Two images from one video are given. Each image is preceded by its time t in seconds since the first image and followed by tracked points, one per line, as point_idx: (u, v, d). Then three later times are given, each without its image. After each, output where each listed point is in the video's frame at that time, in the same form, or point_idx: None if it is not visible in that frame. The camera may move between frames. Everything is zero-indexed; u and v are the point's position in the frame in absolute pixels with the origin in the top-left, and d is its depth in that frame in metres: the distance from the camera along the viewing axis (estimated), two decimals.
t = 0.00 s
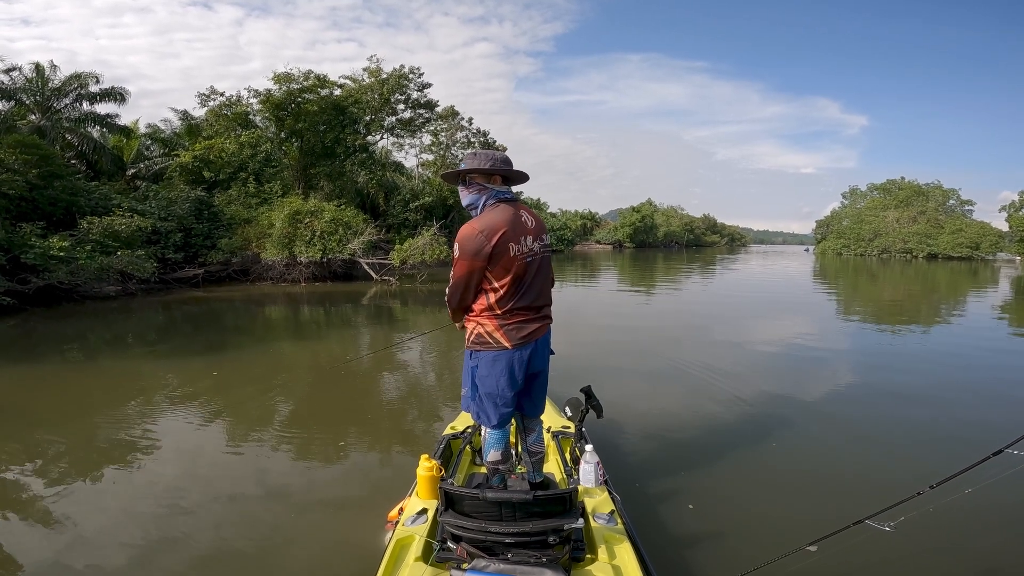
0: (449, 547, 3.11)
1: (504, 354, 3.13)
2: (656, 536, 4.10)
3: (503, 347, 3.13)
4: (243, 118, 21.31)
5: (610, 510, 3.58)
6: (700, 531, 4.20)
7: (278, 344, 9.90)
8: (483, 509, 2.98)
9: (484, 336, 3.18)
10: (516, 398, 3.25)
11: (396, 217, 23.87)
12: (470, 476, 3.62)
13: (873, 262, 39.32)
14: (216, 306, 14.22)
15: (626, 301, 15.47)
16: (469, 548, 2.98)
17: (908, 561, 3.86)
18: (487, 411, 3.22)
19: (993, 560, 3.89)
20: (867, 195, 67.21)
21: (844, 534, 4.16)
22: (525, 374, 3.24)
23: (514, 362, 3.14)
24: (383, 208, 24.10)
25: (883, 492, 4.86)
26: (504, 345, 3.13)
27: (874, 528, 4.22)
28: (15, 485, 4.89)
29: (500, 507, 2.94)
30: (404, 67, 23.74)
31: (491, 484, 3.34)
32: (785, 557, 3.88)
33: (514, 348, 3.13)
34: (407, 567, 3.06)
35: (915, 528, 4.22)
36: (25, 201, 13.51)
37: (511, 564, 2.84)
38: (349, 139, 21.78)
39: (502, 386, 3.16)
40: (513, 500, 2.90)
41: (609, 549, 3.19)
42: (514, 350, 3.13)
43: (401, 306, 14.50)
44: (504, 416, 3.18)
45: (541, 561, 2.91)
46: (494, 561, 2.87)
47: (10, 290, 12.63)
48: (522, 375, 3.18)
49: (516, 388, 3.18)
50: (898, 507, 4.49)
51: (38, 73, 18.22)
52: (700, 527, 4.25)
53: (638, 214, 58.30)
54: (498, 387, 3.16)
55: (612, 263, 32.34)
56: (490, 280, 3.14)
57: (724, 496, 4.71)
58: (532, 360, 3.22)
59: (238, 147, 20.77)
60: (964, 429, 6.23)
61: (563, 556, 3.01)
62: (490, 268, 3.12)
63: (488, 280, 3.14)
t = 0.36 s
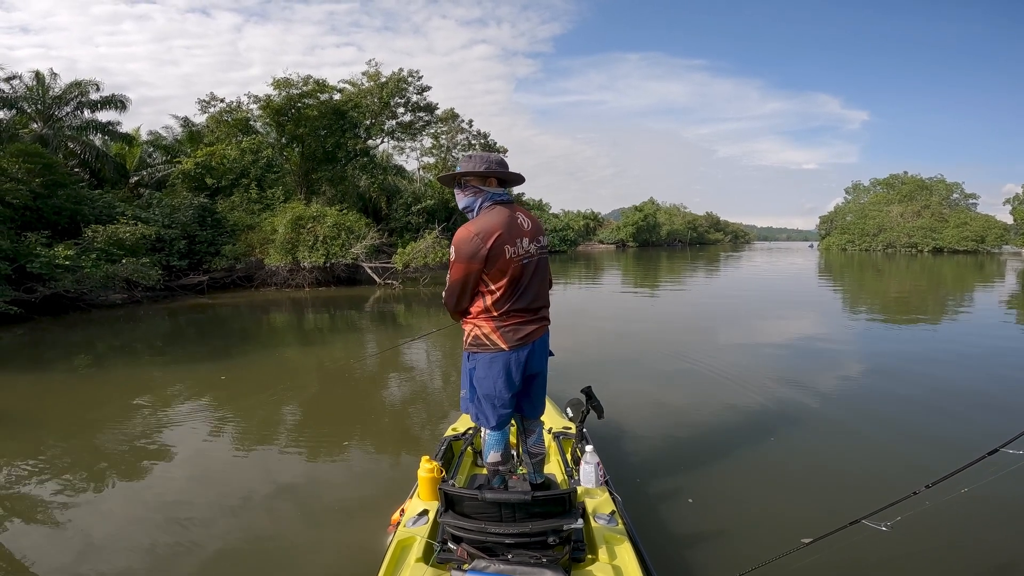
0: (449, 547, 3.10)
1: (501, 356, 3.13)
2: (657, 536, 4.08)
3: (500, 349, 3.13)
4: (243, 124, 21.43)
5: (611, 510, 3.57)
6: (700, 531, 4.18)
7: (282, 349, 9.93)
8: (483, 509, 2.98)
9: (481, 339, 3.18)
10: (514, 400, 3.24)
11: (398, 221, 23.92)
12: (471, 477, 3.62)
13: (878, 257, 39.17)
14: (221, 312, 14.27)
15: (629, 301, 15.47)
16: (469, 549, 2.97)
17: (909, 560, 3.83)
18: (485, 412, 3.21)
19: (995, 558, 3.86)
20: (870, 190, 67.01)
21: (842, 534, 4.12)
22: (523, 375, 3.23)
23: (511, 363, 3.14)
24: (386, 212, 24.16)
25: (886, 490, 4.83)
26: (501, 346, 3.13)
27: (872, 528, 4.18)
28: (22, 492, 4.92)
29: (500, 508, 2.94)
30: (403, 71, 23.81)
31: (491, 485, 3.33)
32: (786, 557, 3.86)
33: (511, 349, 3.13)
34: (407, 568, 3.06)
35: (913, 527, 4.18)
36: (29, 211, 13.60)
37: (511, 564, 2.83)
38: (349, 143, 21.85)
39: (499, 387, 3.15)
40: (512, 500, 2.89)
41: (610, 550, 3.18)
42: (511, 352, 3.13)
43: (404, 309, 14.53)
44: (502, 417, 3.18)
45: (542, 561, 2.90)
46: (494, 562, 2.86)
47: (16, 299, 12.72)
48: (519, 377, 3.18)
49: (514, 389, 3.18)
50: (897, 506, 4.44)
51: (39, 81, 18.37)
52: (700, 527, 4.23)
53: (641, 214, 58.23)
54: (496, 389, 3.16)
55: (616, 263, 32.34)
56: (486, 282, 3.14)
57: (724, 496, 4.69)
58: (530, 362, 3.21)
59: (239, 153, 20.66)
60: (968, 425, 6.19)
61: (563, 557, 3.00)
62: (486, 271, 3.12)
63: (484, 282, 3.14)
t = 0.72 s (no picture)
0: (449, 547, 3.10)
1: (501, 354, 3.14)
2: (656, 536, 4.09)
3: (500, 347, 3.14)
4: (243, 121, 21.41)
5: (610, 511, 3.58)
6: (700, 531, 4.19)
7: (280, 347, 9.92)
8: (483, 509, 2.98)
9: (482, 337, 3.19)
10: (514, 398, 3.25)
11: (398, 219, 23.91)
12: (470, 476, 3.62)
13: (878, 258, 39.22)
14: (220, 309, 14.26)
15: (628, 300, 15.48)
16: (469, 548, 2.97)
17: (911, 561, 3.83)
18: (485, 411, 3.21)
19: (997, 558, 3.87)
20: (869, 191, 67.09)
21: (846, 534, 4.14)
22: (523, 374, 3.23)
23: (511, 362, 3.14)
24: (385, 210, 24.14)
25: (884, 491, 4.84)
26: (502, 345, 3.13)
27: (875, 528, 4.20)
28: (20, 490, 4.91)
29: (500, 507, 2.94)
30: (403, 69, 23.78)
31: (490, 484, 3.34)
32: (786, 557, 3.87)
33: (511, 348, 3.13)
34: (406, 567, 3.06)
35: (917, 528, 4.20)
36: (28, 206, 13.57)
37: (511, 564, 2.84)
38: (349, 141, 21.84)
39: (499, 386, 3.16)
40: (512, 500, 2.90)
41: (609, 549, 3.19)
42: (511, 351, 3.14)
43: (403, 308, 14.52)
44: (502, 415, 3.18)
45: (541, 561, 2.91)
46: (494, 561, 2.87)
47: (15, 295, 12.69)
48: (519, 376, 3.18)
49: (514, 388, 3.19)
50: (900, 507, 4.45)
51: (38, 77, 18.33)
52: (700, 527, 4.24)
53: (640, 213, 58.23)
54: (496, 387, 3.16)
55: (615, 262, 32.36)
56: (488, 280, 3.14)
57: (723, 496, 4.70)
58: (530, 361, 3.21)
59: (238, 150, 20.64)
60: (967, 426, 6.21)
61: (563, 556, 3.00)
62: (488, 269, 3.12)
63: (486, 280, 3.15)
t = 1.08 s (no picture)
0: (449, 547, 3.10)
1: (499, 356, 3.14)
2: (656, 536, 4.08)
3: (498, 350, 3.14)
4: (246, 125, 21.50)
5: (611, 511, 3.57)
6: (700, 531, 4.17)
7: (284, 350, 9.95)
8: (482, 509, 2.98)
9: (480, 339, 3.19)
10: (512, 399, 3.24)
11: (400, 221, 23.95)
12: (471, 477, 3.62)
13: (883, 256, 39.01)
14: (224, 313, 14.31)
15: (631, 301, 15.46)
16: (469, 548, 2.97)
17: (911, 560, 3.82)
18: (484, 412, 3.21)
19: (996, 556, 3.86)
20: (873, 189, 66.86)
21: (841, 534, 4.11)
22: (522, 375, 3.23)
23: (510, 363, 3.14)
24: (388, 213, 24.17)
25: (885, 489, 4.83)
26: (499, 347, 3.13)
27: (871, 528, 4.18)
28: (27, 493, 4.95)
29: (500, 508, 2.94)
30: (404, 71, 23.81)
31: (490, 485, 3.33)
32: (786, 556, 3.86)
33: (509, 350, 3.13)
34: (407, 567, 3.06)
35: (914, 527, 4.17)
36: (33, 212, 13.67)
37: (511, 564, 2.84)
38: (351, 144, 21.91)
39: (498, 387, 3.16)
40: (512, 500, 2.89)
41: (610, 550, 3.18)
42: (509, 352, 3.13)
43: (406, 310, 14.54)
44: (501, 417, 3.18)
45: (541, 561, 2.90)
46: (494, 562, 2.87)
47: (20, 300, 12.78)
48: (518, 377, 3.18)
49: (512, 389, 3.18)
50: (897, 506, 4.43)
51: (42, 84, 18.45)
52: (700, 527, 4.22)
53: (643, 213, 58.10)
54: (494, 389, 3.16)
55: (618, 263, 32.31)
56: (486, 282, 3.14)
57: (724, 496, 4.68)
58: (529, 362, 3.21)
59: (242, 154, 20.71)
60: (970, 424, 6.19)
61: (563, 557, 3.00)
62: (485, 271, 3.12)
63: (484, 282, 3.15)
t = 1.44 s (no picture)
0: (449, 547, 3.10)
1: (500, 354, 3.14)
2: (656, 536, 4.08)
3: (498, 348, 3.14)
4: (245, 121, 21.42)
5: (611, 511, 3.57)
6: (700, 531, 4.18)
7: (282, 347, 9.93)
8: (483, 509, 2.98)
9: (480, 337, 3.19)
10: (513, 398, 3.24)
11: (399, 219, 23.93)
12: (470, 476, 3.62)
13: (880, 258, 39.12)
14: (221, 309, 14.28)
15: (630, 300, 15.49)
16: (469, 548, 2.97)
17: (915, 560, 3.83)
18: (485, 411, 3.21)
19: (993, 555, 3.90)
20: (871, 191, 67.02)
21: (846, 534, 4.13)
22: (522, 374, 3.23)
23: (510, 362, 3.14)
24: (386, 210, 24.14)
25: (884, 490, 4.84)
26: (500, 345, 3.13)
27: (875, 529, 4.19)
28: (23, 489, 4.93)
29: (500, 507, 2.94)
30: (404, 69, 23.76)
31: (490, 484, 3.34)
32: (785, 557, 3.86)
33: (510, 348, 3.13)
34: (406, 567, 3.06)
35: (917, 528, 4.18)
36: (30, 207, 13.60)
37: (511, 564, 2.84)
38: (350, 141, 21.84)
39: (498, 386, 3.16)
40: (513, 500, 2.90)
41: (610, 550, 3.18)
42: (510, 351, 3.13)
43: (405, 308, 14.52)
44: (501, 415, 3.18)
45: (541, 561, 2.90)
46: (494, 561, 2.87)
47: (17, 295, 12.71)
48: (518, 376, 3.18)
49: (512, 388, 3.18)
50: (899, 507, 4.44)
51: (40, 77, 18.36)
52: (701, 527, 4.23)
53: (641, 213, 58.13)
54: (494, 387, 3.16)
55: (617, 262, 32.34)
56: (487, 281, 3.14)
57: (727, 496, 4.69)
58: (529, 361, 3.20)
59: (240, 150, 20.67)
60: (967, 425, 6.23)
61: (563, 556, 3.00)
62: (486, 269, 3.12)
63: (485, 280, 3.15)
